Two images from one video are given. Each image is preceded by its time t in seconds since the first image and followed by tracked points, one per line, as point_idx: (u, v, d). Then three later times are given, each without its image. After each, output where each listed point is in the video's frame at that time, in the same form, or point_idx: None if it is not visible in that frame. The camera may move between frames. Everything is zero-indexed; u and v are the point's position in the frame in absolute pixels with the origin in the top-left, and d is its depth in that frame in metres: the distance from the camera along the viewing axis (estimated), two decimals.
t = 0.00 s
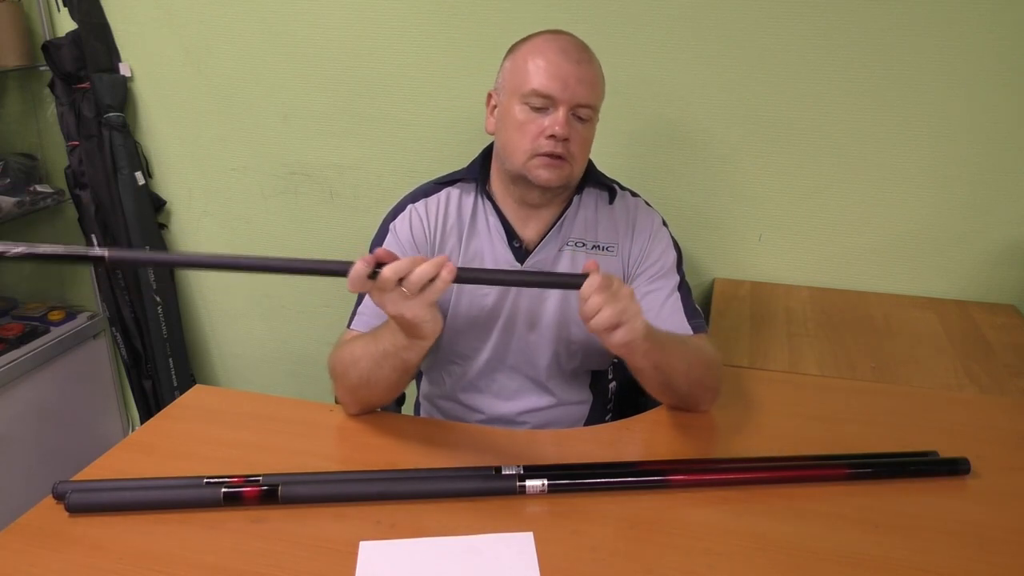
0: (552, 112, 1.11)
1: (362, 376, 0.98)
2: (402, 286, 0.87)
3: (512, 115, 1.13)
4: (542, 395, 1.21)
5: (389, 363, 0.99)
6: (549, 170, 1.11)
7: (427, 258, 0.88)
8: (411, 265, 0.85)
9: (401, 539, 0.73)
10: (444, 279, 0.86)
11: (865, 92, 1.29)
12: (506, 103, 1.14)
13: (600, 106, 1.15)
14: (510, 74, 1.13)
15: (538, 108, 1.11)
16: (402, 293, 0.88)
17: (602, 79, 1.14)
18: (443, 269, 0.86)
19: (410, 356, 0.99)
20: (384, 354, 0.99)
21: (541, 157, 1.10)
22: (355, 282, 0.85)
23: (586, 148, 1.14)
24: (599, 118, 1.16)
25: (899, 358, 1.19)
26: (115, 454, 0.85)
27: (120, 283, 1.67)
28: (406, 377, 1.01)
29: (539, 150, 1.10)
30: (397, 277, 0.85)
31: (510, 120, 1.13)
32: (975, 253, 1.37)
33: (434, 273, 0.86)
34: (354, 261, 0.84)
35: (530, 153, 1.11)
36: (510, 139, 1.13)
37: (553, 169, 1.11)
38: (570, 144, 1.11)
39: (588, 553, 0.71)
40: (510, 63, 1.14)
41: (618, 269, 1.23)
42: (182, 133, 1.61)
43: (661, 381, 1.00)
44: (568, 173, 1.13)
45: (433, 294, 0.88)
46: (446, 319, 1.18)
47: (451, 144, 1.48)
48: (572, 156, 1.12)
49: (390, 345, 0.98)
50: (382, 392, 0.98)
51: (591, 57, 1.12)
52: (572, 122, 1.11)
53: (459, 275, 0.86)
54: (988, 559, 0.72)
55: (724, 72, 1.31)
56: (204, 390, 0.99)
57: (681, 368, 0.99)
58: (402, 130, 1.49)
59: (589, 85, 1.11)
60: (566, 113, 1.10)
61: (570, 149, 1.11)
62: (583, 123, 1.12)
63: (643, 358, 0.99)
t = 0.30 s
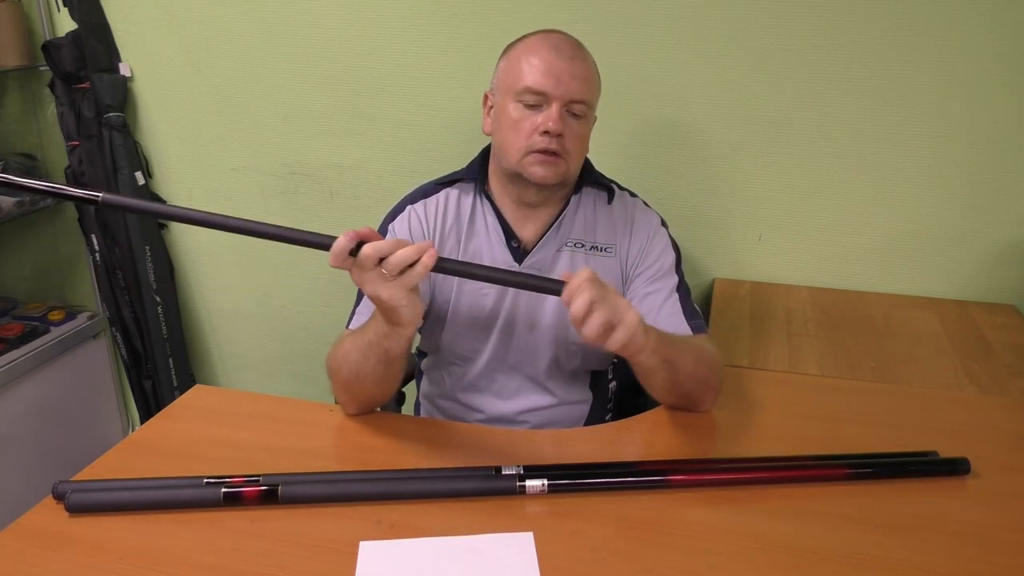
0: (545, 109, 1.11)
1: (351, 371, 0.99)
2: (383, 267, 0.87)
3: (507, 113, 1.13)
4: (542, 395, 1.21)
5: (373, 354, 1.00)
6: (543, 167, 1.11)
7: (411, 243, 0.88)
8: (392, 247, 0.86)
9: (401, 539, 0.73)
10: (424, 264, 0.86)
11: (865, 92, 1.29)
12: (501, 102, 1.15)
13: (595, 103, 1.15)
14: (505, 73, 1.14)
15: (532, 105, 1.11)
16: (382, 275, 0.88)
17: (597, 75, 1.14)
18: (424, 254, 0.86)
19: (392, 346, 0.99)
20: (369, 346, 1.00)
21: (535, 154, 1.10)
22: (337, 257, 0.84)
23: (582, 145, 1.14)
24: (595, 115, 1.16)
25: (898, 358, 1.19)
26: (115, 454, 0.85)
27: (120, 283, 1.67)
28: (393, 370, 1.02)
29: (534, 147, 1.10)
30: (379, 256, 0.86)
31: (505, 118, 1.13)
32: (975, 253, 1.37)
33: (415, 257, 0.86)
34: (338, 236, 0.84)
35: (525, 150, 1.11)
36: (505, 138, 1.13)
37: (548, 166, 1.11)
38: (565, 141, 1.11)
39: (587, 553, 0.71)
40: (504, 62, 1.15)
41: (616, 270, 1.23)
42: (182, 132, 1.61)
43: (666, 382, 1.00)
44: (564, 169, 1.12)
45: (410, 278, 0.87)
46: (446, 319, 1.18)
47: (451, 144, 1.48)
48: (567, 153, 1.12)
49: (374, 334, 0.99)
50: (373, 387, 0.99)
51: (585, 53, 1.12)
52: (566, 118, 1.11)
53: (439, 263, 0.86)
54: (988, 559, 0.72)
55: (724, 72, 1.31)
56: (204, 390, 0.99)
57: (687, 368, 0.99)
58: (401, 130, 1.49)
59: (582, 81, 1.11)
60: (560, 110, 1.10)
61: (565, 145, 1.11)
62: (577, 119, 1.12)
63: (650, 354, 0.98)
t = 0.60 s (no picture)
0: (541, 108, 1.11)
1: (353, 371, 0.99)
2: (393, 267, 0.87)
3: (503, 114, 1.13)
4: (542, 395, 1.21)
5: (376, 355, 1.00)
6: (540, 167, 1.11)
7: (421, 242, 0.88)
8: (402, 246, 0.87)
9: (401, 539, 0.73)
10: (435, 262, 0.86)
11: (865, 92, 1.29)
12: (497, 102, 1.15)
13: (592, 102, 1.15)
14: (501, 73, 1.14)
15: (528, 105, 1.11)
16: (392, 274, 0.88)
17: (593, 74, 1.14)
18: (435, 252, 0.86)
19: (398, 347, 1.00)
20: (373, 347, 1.01)
21: (532, 154, 1.10)
22: (347, 256, 0.84)
23: (579, 144, 1.14)
24: (592, 114, 1.16)
25: (898, 357, 1.19)
26: (115, 454, 0.85)
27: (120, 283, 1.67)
28: (395, 372, 1.02)
29: (530, 147, 1.10)
30: (389, 255, 0.86)
31: (502, 119, 1.13)
32: (975, 253, 1.37)
33: (426, 256, 0.86)
34: (347, 236, 0.84)
35: (522, 150, 1.11)
36: (503, 138, 1.13)
37: (545, 165, 1.11)
38: (561, 140, 1.11)
39: (588, 553, 0.71)
40: (500, 63, 1.15)
41: (614, 270, 1.23)
42: (182, 133, 1.61)
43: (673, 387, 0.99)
44: (561, 168, 1.12)
45: (422, 277, 0.88)
46: (444, 319, 1.18)
47: (451, 145, 1.48)
48: (564, 152, 1.12)
49: (380, 334, 1.00)
50: (374, 388, 0.99)
51: (580, 52, 1.13)
52: (563, 117, 1.11)
53: (450, 262, 0.86)
54: (988, 559, 0.72)
55: (724, 72, 1.31)
56: (204, 390, 0.99)
57: (693, 369, 0.99)
58: (402, 130, 1.49)
59: (578, 80, 1.11)
60: (556, 109, 1.10)
61: (561, 145, 1.11)
62: (574, 118, 1.12)
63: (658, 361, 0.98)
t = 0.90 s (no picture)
0: (539, 109, 1.11)
1: (353, 374, 0.99)
2: (391, 276, 0.87)
3: (501, 115, 1.13)
4: (541, 395, 1.21)
5: (376, 360, 1.00)
6: (536, 169, 1.11)
7: (418, 249, 0.88)
8: (400, 254, 0.86)
9: (401, 539, 0.73)
10: (433, 270, 0.85)
11: (865, 92, 1.29)
12: (494, 104, 1.15)
13: (590, 102, 1.15)
14: (498, 74, 1.14)
15: (525, 106, 1.11)
16: (390, 283, 0.88)
17: (591, 74, 1.14)
18: (433, 261, 0.85)
19: (398, 353, 0.99)
20: (372, 351, 1.00)
21: (530, 155, 1.10)
22: (345, 266, 0.84)
23: (577, 145, 1.14)
24: (590, 115, 1.16)
25: (898, 357, 1.19)
26: (115, 454, 0.85)
27: (120, 283, 1.67)
28: (395, 375, 1.02)
29: (528, 149, 1.10)
30: (387, 266, 0.85)
31: (499, 120, 1.13)
32: (975, 253, 1.37)
33: (424, 263, 0.85)
34: (345, 245, 0.83)
35: (519, 152, 1.11)
36: (500, 139, 1.13)
37: (543, 167, 1.11)
38: (559, 141, 1.11)
39: (587, 553, 0.71)
40: (498, 63, 1.15)
41: (613, 269, 1.23)
42: (182, 133, 1.61)
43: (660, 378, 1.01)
44: (559, 170, 1.12)
45: (420, 285, 0.87)
46: (442, 319, 1.18)
47: (451, 145, 1.48)
48: (561, 153, 1.12)
49: (380, 340, 0.99)
50: (375, 392, 0.98)
51: (578, 53, 1.13)
52: (560, 118, 1.11)
53: (448, 268, 0.85)
54: (988, 559, 0.72)
55: (724, 72, 1.31)
56: (204, 390, 0.99)
57: (694, 369, 0.99)
58: (402, 130, 1.49)
59: (576, 80, 1.11)
60: (553, 110, 1.10)
61: (559, 146, 1.11)
62: (572, 119, 1.12)
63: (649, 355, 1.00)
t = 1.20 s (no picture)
0: (538, 111, 1.11)
1: (354, 374, 0.99)
2: (390, 279, 0.87)
3: (500, 116, 1.13)
4: (542, 395, 1.21)
5: (376, 360, 1.00)
6: (536, 170, 1.11)
7: (415, 251, 0.87)
8: (400, 257, 0.85)
9: (401, 539, 0.73)
10: (433, 272, 0.85)
11: (865, 92, 1.29)
12: (494, 105, 1.15)
13: (590, 103, 1.15)
14: (498, 75, 1.14)
15: (525, 107, 1.11)
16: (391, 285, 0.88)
17: (590, 75, 1.14)
18: (433, 263, 0.85)
19: (397, 352, 1.00)
20: (372, 351, 1.00)
21: (529, 158, 1.10)
22: (344, 271, 0.83)
23: (576, 146, 1.14)
24: (589, 116, 1.16)
25: (898, 357, 1.19)
26: (115, 454, 0.85)
27: (120, 283, 1.67)
28: (395, 375, 1.02)
29: (527, 151, 1.10)
30: (386, 271, 0.85)
31: (499, 121, 1.13)
32: (975, 253, 1.37)
33: (423, 266, 0.85)
34: (344, 251, 0.83)
35: (518, 153, 1.11)
36: (500, 141, 1.13)
37: (542, 170, 1.11)
38: (558, 143, 1.11)
39: (587, 553, 0.71)
40: (497, 64, 1.15)
41: (614, 268, 1.23)
42: (182, 133, 1.61)
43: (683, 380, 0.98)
44: (558, 172, 1.12)
45: (422, 286, 0.88)
46: (441, 319, 1.18)
47: (451, 145, 1.48)
48: (560, 155, 1.12)
49: (379, 340, 0.99)
50: (375, 392, 0.99)
51: (578, 54, 1.12)
52: (560, 120, 1.11)
53: (446, 269, 0.85)
54: (988, 559, 0.72)
55: (724, 71, 1.31)
56: (204, 390, 0.99)
57: (698, 367, 0.99)
58: (402, 130, 1.49)
59: (575, 81, 1.10)
60: (553, 112, 1.10)
61: (558, 147, 1.11)
62: (571, 120, 1.12)
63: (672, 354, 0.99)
